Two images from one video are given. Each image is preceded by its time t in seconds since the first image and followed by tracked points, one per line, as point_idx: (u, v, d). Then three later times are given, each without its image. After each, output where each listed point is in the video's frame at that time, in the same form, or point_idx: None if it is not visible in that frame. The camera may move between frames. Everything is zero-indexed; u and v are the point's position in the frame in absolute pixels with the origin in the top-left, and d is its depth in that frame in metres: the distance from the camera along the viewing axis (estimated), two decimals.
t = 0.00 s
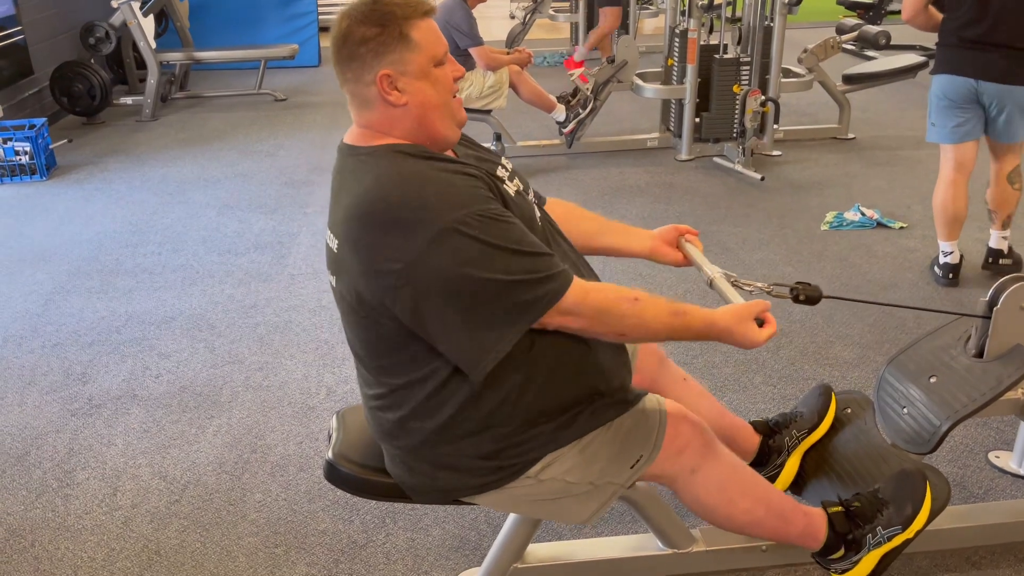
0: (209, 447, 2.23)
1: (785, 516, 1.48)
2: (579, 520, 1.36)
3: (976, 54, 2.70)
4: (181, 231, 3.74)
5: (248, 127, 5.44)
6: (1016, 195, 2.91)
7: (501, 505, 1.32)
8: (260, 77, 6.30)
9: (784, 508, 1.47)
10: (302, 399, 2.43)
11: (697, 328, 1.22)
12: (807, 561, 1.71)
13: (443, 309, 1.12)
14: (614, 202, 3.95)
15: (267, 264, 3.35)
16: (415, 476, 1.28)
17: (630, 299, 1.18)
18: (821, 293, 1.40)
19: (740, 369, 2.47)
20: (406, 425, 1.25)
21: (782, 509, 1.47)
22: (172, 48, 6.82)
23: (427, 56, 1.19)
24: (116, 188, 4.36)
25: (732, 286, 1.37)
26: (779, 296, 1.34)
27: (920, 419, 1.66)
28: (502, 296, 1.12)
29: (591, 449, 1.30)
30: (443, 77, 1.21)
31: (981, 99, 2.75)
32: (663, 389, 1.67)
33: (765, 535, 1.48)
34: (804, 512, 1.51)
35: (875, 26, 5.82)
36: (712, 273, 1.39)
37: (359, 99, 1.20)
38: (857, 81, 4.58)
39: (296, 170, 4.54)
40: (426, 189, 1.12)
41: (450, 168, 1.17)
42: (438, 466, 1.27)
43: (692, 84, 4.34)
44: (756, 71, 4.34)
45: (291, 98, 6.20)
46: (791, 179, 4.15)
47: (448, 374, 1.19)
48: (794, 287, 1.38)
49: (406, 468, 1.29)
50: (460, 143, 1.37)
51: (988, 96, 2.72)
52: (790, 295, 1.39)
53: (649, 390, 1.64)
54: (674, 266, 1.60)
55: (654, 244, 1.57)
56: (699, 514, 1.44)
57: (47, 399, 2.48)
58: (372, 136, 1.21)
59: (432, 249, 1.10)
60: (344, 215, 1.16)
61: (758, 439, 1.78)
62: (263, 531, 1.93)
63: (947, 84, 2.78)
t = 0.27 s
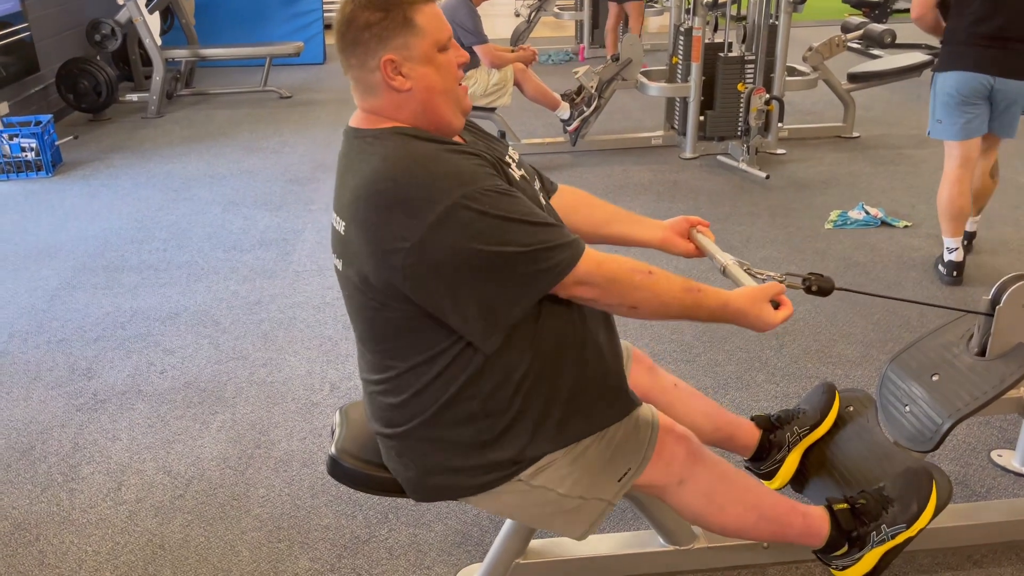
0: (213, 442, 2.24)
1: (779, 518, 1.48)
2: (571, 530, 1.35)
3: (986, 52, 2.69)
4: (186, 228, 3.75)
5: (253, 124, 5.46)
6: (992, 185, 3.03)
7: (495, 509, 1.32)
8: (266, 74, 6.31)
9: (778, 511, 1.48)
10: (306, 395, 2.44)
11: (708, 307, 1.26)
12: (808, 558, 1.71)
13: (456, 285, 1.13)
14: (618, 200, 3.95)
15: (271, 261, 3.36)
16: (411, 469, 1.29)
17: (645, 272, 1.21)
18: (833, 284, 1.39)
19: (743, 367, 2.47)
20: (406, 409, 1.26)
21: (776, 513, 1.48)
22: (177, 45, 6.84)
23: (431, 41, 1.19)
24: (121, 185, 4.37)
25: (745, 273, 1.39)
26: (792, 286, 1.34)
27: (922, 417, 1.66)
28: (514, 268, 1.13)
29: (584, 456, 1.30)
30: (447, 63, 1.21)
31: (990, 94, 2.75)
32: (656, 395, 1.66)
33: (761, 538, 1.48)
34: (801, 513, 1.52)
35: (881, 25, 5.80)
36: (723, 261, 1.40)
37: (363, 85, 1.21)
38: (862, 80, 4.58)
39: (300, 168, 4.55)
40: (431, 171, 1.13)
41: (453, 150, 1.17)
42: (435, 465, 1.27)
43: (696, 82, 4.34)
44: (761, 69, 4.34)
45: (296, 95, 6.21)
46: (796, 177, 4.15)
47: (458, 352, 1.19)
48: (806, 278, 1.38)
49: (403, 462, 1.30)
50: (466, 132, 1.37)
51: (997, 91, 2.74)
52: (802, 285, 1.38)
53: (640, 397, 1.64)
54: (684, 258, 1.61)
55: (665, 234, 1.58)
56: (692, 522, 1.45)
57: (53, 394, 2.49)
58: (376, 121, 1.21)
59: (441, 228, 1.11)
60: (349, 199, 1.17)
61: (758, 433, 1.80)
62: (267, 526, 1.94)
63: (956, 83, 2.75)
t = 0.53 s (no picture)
0: (219, 439, 2.25)
1: (786, 514, 1.48)
2: (579, 522, 1.36)
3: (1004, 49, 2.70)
4: (191, 226, 3.75)
5: (258, 122, 5.46)
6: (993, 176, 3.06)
7: (498, 503, 1.32)
8: (271, 73, 6.32)
9: (785, 507, 1.48)
10: (311, 392, 2.44)
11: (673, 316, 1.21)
12: (814, 557, 1.71)
13: (433, 294, 1.12)
14: (623, 199, 3.95)
15: (276, 259, 3.37)
16: (419, 466, 1.30)
17: (608, 297, 1.16)
18: (804, 275, 1.38)
19: (747, 366, 2.47)
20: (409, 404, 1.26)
21: (783, 507, 1.48)
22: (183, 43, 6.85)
23: (428, 43, 1.19)
24: (127, 183, 4.38)
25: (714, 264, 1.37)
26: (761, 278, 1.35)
27: (928, 416, 1.67)
28: (489, 291, 1.11)
29: (592, 451, 1.31)
30: (444, 65, 1.21)
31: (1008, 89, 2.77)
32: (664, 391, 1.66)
33: (767, 534, 1.49)
34: (808, 509, 1.52)
35: (887, 24, 5.79)
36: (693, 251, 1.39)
37: (362, 87, 1.21)
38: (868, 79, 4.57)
39: (305, 166, 4.56)
40: (419, 173, 1.11)
41: (449, 154, 1.14)
42: (442, 460, 1.28)
43: (701, 81, 4.33)
44: (766, 68, 4.33)
45: (301, 94, 6.22)
46: (801, 177, 4.15)
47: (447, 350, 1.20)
48: (776, 269, 1.37)
49: (410, 459, 1.31)
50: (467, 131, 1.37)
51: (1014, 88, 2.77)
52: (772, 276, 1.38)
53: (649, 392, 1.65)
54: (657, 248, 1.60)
55: (635, 225, 1.58)
56: (699, 516, 1.45)
57: (59, 391, 2.50)
58: (375, 123, 1.22)
59: (420, 235, 1.09)
60: (344, 191, 1.16)
61: (764, 434, 1.79)
62: (272, 522, 1.94)
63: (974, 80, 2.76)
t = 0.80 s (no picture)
0: (224, 441, 2.26)
1: (789, 513, 1.48)
2: (584, 519, 1.37)
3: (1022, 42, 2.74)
4: (196, 229, 3.77)
5: (262, 126, 5.48)
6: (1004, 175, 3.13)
7: (502, 502, 1.33)
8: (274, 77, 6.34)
9: (790, 506, 1.48)
10: (316, 395, 2.45)
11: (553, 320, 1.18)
12: (816, 560, 1.72)
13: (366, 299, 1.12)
14: (626, 202, 3.96)
15: (281, 262, 3.38)
16: (423, 471, 1.31)
17: (492, 320, 1.11)
18: (692, 266, 1.43)
19: (750, 369, 2.48)
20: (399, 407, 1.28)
21: (786, 507, 1.47)
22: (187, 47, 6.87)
23: (424, 54, 1.20)
24: (132, 186, 4.40)
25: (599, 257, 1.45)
26: (649, 269, 1.42)
27: (930, 419, 1.67)
28: (398, 314, 1.08)
29: (596, 450, 1.31)
30: (440, 74, 1.22)
31: None
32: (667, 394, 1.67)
33: (771, 534, 1.49)
34: (811, 510, 1.52)
35: (889, 28, 5.80)
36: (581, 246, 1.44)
37: (360, 97, 1.23)
38: (871, 83, 4.57)
39: (309, 169, 4.57)
40: (388, 180, 1.12)
41: (432, 172, 1.15)
42: (445, 462, 1.29)
43: (704, 84, 4.35)
44: (769, 72, 4.33)
45: (305, 97, 6.24)
46: (804, 180, 4.15)
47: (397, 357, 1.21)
48: (665, 261, 1.42)
49: (415, 464, 1.31)
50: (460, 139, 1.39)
51: None
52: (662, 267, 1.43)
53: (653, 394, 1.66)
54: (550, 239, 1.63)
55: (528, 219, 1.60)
56: (705, 515, 1.44)
57: (65, 393, 2.51)
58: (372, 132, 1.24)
59: (362, 237, 1.10)
60: (331, 190, 1.19)
61: (768, 440, 1.79)
62: (277, 524, 1.95)
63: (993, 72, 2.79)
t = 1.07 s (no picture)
0: (223, 442, 2.26)
1: (793, 512, 1.47)
2: (588, 516, 1.36)
3: None
4: (197, 230, 3.77)
5: (263, 127, 5.48)
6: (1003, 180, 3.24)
7: (506, 501, 1.33)
8: (275, 78, 6.34)
9: (795, 505, 1.47)
10: (316, 396, 2.45)
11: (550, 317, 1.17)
12: (817, 561, 1.71)
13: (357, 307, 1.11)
14: (628, 203, 3.95)
15: (282, 263, 3.38)
16: (426, 473, 1.30)
17: (489, 322, 1.11)
18: (695, 263, 1.46)
19: (751, 370, 2.47)
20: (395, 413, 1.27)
21: (791, 506, 1.47)
22: (188, 48, 6.88)
23: (405, 56, 1.19)
24: (133, 187, 4.40)
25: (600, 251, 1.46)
26: (651, 265, 1.42)
27: (932, 420, 1.66)
28: (392, 320, 1.08)
29: (598, 446, 1.31)
30: (423, 75, 1.22)
31: None
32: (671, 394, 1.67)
33: (776, 532, 1.48)
34: (815, 509, 1.51)
35: (891, 29, 5.79)
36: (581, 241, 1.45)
37: (343, 103, 1.22)
38: (872, 84, 4.57)
39: (310, 170, 4.57)
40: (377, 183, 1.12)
41: (423, 174, 1.15)
42: (447, 462, 1.28)
43: (705, 85, 4.34)
44: (770, 73, 4.32)
45: (306, 98, 6.24)
46: (805, 181, 4.15)
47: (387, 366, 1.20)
48: (668, 257, 1.45)
49: (417, 466, 1.31)
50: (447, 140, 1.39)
51: None
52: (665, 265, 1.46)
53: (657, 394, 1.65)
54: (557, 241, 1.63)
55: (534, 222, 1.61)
56: (709, 513, 1.44)
57: (65, 394, 2.51)
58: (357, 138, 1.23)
59: (352, 244, 1.09)
60: (321, 198, 1.18)
61: (771, 444, 1.79)
62: (277, 525, 1.95)
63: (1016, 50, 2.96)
